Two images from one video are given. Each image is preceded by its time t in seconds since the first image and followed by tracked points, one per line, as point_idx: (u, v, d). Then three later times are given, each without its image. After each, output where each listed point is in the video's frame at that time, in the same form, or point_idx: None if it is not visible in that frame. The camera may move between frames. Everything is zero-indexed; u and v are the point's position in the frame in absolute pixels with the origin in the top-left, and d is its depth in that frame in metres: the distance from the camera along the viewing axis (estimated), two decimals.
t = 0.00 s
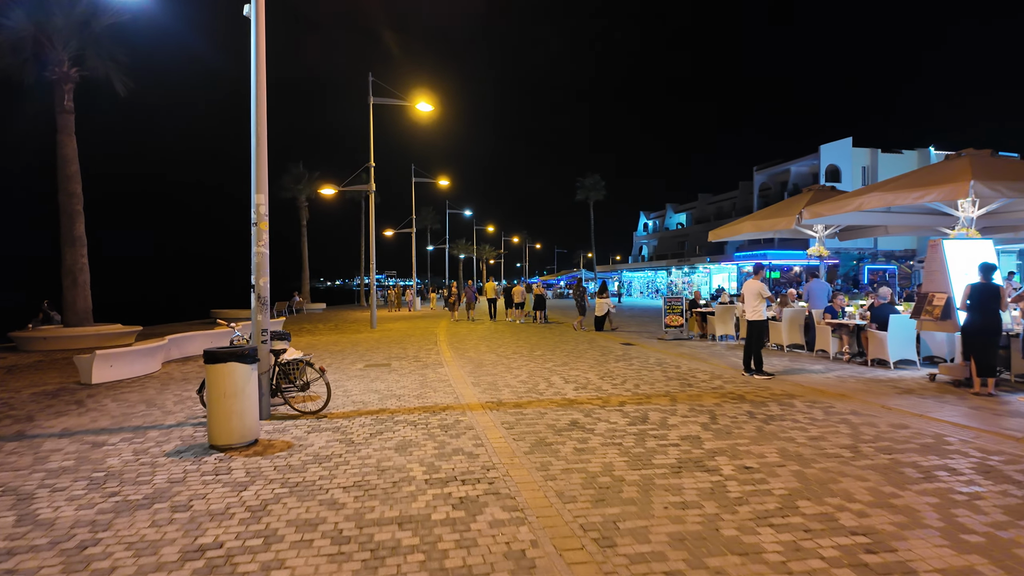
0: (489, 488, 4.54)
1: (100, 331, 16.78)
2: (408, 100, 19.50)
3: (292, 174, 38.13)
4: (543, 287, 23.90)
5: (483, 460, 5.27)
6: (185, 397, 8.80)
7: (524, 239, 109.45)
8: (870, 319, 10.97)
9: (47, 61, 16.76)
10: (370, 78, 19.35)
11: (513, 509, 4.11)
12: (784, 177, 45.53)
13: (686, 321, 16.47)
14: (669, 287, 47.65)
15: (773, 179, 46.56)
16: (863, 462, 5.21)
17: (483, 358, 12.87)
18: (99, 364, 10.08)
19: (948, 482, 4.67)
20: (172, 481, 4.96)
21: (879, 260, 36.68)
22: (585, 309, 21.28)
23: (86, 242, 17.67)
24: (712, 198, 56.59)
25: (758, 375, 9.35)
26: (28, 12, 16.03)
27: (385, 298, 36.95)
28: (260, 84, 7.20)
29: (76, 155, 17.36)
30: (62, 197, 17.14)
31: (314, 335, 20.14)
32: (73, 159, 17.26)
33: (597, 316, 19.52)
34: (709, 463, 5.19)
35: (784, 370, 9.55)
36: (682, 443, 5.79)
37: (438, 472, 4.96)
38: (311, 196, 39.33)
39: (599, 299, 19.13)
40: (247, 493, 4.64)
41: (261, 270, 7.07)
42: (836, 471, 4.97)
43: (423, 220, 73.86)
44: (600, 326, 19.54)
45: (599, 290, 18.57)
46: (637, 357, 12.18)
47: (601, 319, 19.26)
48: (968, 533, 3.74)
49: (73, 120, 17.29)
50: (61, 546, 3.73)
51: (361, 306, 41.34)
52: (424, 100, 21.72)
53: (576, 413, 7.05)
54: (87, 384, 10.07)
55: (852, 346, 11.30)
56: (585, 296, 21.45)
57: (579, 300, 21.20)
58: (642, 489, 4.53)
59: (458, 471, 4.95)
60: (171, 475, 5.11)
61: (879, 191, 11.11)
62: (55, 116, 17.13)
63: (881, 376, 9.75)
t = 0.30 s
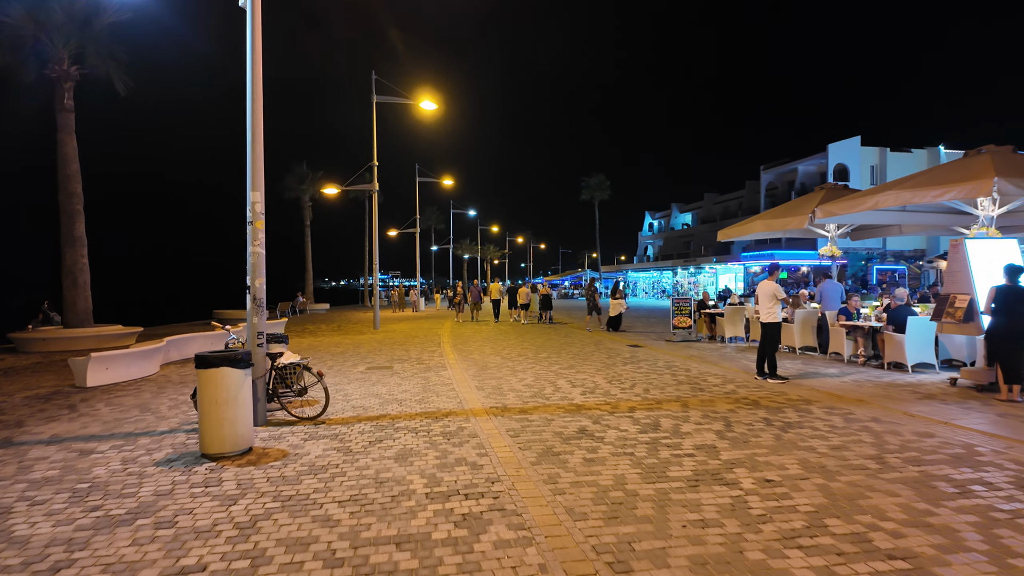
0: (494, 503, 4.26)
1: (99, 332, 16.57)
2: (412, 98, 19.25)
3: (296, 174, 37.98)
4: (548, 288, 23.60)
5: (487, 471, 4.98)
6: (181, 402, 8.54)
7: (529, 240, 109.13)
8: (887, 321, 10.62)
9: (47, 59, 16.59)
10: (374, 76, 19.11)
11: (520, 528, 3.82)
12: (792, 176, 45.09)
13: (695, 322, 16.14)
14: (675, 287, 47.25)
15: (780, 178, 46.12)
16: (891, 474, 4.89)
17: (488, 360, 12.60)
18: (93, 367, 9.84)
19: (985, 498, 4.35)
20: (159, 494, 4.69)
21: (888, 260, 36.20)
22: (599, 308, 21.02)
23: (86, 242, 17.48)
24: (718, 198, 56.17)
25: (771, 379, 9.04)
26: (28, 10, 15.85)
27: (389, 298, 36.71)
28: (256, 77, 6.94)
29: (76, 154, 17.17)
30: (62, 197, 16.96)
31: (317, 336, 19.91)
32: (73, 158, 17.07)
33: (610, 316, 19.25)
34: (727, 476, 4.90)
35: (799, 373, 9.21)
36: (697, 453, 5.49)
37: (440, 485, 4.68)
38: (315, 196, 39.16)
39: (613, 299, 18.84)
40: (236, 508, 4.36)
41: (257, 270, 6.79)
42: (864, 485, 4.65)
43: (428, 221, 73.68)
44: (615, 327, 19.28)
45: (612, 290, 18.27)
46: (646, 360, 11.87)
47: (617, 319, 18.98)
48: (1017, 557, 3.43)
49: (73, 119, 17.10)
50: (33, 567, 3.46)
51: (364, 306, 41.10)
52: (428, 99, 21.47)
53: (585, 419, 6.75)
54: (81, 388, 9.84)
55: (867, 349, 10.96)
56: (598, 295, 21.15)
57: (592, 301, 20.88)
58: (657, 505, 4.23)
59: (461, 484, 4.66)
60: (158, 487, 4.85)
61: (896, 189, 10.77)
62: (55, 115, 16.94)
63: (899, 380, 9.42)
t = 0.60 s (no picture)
0: (498, 517, 3.95)
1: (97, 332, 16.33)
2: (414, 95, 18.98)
3: (299, 173, 37.81)
4: (553, 287, 23.25)
5: (491, 480, 4.68)
6: (174, 404, 8.26)
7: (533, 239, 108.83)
8: (904, 321, 10.27)
9: (46, 56, 16.38)
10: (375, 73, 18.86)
11: (527, 546, 3.51)
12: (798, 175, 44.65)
13: (704, 323, 15.79)
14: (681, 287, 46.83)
15: (787, 177, 45.69)
16: (925, 485, 4.57)
17: (492, 361, 12.29)
18: (87, 368, 9.58)
19: None
20: (142, 504, 4.40)
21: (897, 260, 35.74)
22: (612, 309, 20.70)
23: (85, 241, 17.25)
24: (724, 197, 55.77)
25: (785, 381, 8.70)
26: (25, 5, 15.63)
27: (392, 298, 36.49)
28: (250, 66, 6.65)
29: (75, 151, 16.95)
30: (60, 195, 16.75)
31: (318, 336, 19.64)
32: (72, 155, 16.85)
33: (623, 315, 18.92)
34: (748, 486, 4.58)
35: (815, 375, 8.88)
36: (714, 461, 5.18)
37: (441, 496, 4.37)
38: (318, 195, 38.97)
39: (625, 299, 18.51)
40: (221, 521, 4.07)
41: (251, 267, 6.51)
42: (897, 497, 4.32)
43: (431, 220, 73.50)
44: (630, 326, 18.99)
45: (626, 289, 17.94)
46: (654, 361, 11.55)
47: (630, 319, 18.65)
48: None
49: (71, 116, 16.88)
50: None
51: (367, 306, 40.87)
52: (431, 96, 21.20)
53: (593, 424, 6.44)
54: (74, 390, 9.57)
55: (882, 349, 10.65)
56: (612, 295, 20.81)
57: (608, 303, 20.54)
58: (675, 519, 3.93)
59: (463, 495, 4.36)
60: (141, 497, 4.55)
61: (913, 185, 10.42)
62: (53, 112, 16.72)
63: (918, 382, 9.07)
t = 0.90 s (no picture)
0: (506, 541, 3.65)
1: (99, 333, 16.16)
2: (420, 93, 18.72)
3: (304, 173, 37.66)
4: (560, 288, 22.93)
5: (497, 497, 4.39)
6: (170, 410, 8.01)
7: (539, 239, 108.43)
8: (926, 324, 9.92)
9: (47, 54, 16.21)
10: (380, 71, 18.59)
11: None
12: (808, 174, 44.12)
13: (715, 325, 15.44)
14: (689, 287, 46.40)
15: (796, 176, 45.16)
16: (966, 505, 4.23)
17: (498, 364, 12.01)
18: (84, 371, 9.36)
19: None
20: (126, 524, 4.13)
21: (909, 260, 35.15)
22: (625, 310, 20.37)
23: (87, 242, 17.09)
24: (732, 196, 55.25)
25: (804, 387, 8.37)
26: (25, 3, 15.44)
27: (398, 299, 36.26)
28: (246, 60, 6.38)
29: (76, 151, 16.79)
30: (62, 195, 16.59)
31: (323, 338, 19.41)
32: (73, 155, 16.68)
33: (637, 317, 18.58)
34: (774, 505, 4.27)
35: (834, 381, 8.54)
36: (735, 477, 4.86)
37: (444, 516, 4.08)
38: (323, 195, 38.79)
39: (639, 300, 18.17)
40: (207, 543, 3.78)
41: (247, 270, 6.24)
42: (936, 519, 4.00)
43: (437, 220, 73.30)
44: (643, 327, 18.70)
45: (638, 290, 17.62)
46: (665, 365, 11.23)
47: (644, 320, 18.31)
48: None
49: (73, 115, 16.71)
50: None
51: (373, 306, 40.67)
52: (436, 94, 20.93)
53: (604, 434, 6.13)
54: (71, 393, 9.36)
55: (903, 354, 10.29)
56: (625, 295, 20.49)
57: (621, 304, 20.21)
58: (697, 544, 3.62)
59: (468, 515, 4.07)
60: (127, 515, 4.29)
61: (936, 182, 10.03)
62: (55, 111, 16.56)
63: (943, 388, 8.71)
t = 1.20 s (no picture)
0: (519, 559, 3.35)
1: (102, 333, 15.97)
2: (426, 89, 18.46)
3: (309, 172, 37.52)
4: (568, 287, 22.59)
5: (508, 508, 4.08)
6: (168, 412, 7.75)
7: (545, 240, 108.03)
8: (951, 323, 9.53)
9: (50, 51, 16.05)
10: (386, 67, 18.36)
11: None
12: (818, 173, 43.59)
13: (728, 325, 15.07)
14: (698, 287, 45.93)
15: (806, 175, 44.64)
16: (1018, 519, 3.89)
17: (506, 364, 11.72)
18: (82, 372, 9.13)
19: None
20: (110, 535, 3.86)
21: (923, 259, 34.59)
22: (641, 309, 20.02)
23: (90, 240, 16.93)
24: (741, 195, 54.73)
25: (826, 390, 8.02)
26: None
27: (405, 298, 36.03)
28: (244, 48, 6.13)
29: (80, 148, 16.63)
30: (65, 192, 16.45)
31: (328, 337, 19.18)
32: (76, 152, 16.52)
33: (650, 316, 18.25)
34: (808, 519, 3.94)
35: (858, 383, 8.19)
36: (762, 486, 4.54)
37: (451, 529, 3.78)
38: (328, 195, 38.64)
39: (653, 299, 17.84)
40: (196, 559, 3.50)
41: (246, 266, 5.97)
42: (988, 535, 3.66)
43: (443, 220, 73.15)
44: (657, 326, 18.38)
45: (652, 289, 17.28)
46: (677, 366, 10.89)
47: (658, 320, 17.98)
48: None
49: (76, 112, 16.54)
50: None
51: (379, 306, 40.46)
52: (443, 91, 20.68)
53: (619, 438, 5.82)
54: (68, 394, 9.13)
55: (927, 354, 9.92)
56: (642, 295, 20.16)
57: (635, 303, 19.85)
58: (728, 563, 3.31)
59: (477, 528, 3.77)
60: (112, 525, 4.01)
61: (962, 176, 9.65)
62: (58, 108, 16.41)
63: (971, 390, 8.33)
